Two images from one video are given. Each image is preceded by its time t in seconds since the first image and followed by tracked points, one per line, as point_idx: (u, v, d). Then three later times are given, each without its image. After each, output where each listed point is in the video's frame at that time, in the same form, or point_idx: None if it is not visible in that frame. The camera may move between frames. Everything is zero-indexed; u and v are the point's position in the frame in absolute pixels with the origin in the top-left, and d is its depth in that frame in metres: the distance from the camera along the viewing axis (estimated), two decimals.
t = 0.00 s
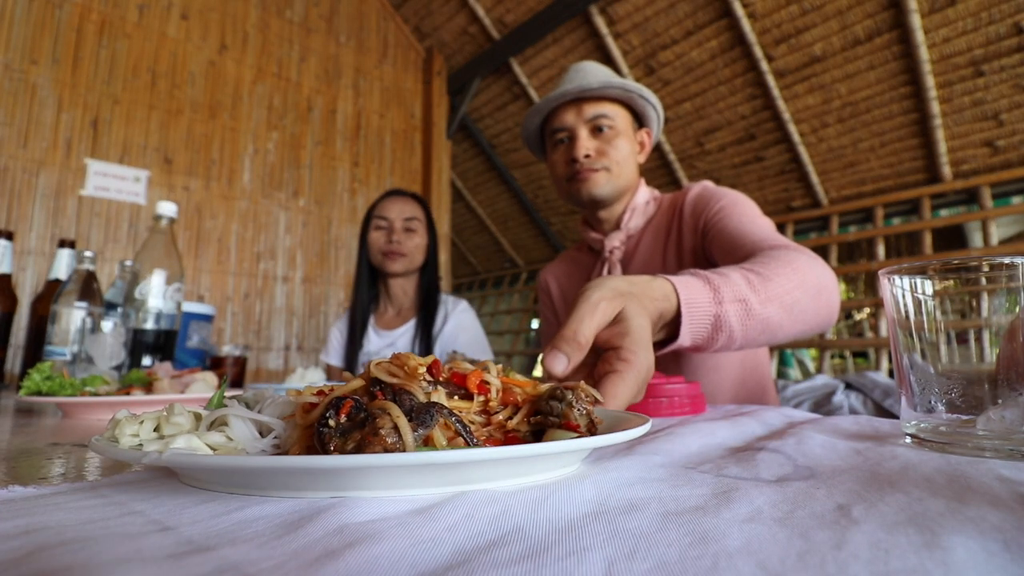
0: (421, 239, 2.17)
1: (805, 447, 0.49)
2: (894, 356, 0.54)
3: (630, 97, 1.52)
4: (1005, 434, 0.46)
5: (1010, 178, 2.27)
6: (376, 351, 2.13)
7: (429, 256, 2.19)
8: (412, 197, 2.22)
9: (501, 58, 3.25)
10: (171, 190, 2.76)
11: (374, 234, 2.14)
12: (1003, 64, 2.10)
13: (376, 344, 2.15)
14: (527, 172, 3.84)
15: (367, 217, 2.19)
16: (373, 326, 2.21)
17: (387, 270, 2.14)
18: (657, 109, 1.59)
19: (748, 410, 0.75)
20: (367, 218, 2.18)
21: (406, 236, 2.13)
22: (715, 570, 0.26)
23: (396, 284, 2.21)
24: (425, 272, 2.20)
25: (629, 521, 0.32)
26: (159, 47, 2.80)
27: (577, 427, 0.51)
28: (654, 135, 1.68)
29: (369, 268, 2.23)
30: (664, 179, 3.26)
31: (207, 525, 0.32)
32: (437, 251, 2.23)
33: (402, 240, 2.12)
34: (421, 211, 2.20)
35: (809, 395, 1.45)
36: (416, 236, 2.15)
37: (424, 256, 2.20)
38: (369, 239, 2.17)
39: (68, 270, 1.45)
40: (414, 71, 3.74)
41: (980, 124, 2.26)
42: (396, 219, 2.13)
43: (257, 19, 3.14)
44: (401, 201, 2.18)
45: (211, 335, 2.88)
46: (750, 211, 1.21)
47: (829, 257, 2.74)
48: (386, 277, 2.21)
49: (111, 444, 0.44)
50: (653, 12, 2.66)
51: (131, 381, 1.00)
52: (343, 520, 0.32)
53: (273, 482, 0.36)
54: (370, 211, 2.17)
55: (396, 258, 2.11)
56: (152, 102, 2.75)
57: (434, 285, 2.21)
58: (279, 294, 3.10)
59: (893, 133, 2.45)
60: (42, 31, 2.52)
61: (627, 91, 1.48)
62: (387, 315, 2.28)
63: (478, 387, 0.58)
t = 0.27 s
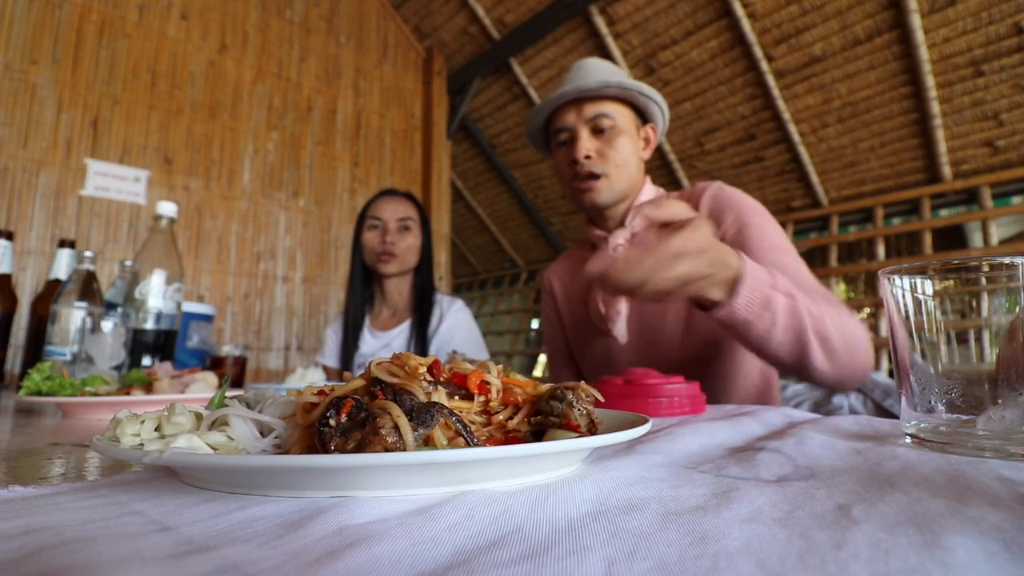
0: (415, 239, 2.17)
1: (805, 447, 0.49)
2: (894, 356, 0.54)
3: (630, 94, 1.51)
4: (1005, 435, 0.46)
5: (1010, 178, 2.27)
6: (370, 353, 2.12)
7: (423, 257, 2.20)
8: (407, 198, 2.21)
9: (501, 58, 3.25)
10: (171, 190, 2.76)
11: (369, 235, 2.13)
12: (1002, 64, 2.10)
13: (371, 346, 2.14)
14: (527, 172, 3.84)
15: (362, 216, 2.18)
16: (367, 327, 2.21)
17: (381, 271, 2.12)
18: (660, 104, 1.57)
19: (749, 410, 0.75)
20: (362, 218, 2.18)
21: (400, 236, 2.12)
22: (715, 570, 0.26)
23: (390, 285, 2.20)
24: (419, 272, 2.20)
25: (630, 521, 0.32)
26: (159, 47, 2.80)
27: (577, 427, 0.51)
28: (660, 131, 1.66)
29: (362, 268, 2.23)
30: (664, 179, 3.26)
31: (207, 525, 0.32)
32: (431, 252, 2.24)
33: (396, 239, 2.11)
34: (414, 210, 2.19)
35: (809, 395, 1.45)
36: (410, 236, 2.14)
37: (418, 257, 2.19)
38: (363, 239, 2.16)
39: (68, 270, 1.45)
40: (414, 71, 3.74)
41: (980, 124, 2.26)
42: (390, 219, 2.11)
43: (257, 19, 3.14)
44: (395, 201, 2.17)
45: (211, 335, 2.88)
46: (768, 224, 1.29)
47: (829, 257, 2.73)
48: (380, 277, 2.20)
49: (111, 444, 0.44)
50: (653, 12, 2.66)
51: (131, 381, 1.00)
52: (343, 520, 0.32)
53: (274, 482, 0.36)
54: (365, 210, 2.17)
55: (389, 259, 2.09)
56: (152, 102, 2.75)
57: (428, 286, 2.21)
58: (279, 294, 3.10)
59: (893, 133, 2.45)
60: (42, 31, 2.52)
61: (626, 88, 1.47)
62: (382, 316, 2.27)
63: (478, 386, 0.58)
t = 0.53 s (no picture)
0: (415, 239, 2.16)
1: (805, 447, 0.49)
2: (894, 356, 0.54)
3: (648, 89, 1.49)
4: (1005, 435, 0.46)
5: (1010, 178, 2.26)
6: (370, 354, 2.12)
7: (422, 257, 2.20)
8: (406, 199, 2.21)
9: (501, 58, 3.25)
10: (171, 190, 2.76)
11: (367, 235, 2.13)
12: (1003, 64, 2.10)
13: (371, 345, 2.15)
14: (527, 172, 3.84)
15: (360, 217, 2.18)
16: (367, 327, 2.21)
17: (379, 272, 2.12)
18: (680, 97, 1.55)
19: (749, 410, 0.75)
20: (361, 218, 2.18)
21: (398, 236, 2.12)
22: (715, 570, 0.26)
23: (389, 285, 2.20)
24: (419, 273, 2.21)
25: (629, 521, 0.32)
26: (159, 47, 2.80)
27: (577, 427, 0.51)
28: (680, 124, 1.65)
29: (362, 268, 2.23)
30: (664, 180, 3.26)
31: (206, 525, 0.32)
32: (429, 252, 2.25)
33: (396, 240, 2.10)
34: (412, 210, 2.19)
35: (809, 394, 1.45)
36: (408, 236, 2.14)
37: (416, 257, 2.19)
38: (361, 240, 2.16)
39: (68, 270, 1.45)
40: (414, 71, 3.74)
41: (980, 124, 2.26)
42: (389, 219, 2.11)
43: (257, 19, 3.14)
44: (393, 201, 2.17)
45: (211, 335, 2.88)
46: (789, 243, 1.32)
47: (829, 258, 2.73)
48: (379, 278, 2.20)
49: (112, 444, 0.44)
50: (653, 12, 2.66)
51: (131, 381, 1.00)
52: (343, 518, 0.33)
53: (276, 482, 0.36)
54: (364, 211, 2.17)
55: (389, 260, 2.09)
56: (152, 102, 2.75)
57: (426, 286, 2.21)
58: (279, 294, 3.10)
59: (893, 133, 2.45)
60: (42, 31, 2.52)
61: (643, 83, 1.45)
62: (381, 316, 2.28)
63: (478, 386, 0.58)
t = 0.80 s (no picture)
0: (415, 239, 2.17)
1: (804, 447, 0.49)
2: (894, 356, 0.54)
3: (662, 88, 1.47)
4: (1005, 435, 0.46)
5: (1010, 178, 2.26)
6: (371, 353, 2.14)
7: (423, 257, 2.20)
8: (408, 199, 2.20)
9: (501, 58, 3.25)
10: (171, 190, 2.76)
11: (367, 235, 2.13)
12: (1002, 64, 2.10)
13: (372, 344, 2.16)
14: (527, 172, 3.84)
15: (361, 217, 2.18)
16: (367, 326, 2.22)
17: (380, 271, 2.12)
18: (699, 95, 1.51)
19: (749, 410, 0.75)
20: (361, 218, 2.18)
21: (399, 236, 2.11)
22: (715, 570, 0.26)
23: (390, 285, 2.20)
24: (419, 273, 2.21)
25: (629, 521, 0.32)
26: (159, 47, 2.80)
27: (577, 427, 0.51)
28: (704, 119, 1.60)
29: (362, 268, 2.23)
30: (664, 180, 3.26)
31: (207, 525, 0.32)
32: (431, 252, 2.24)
33: (397, 239, 2.10)
34: (413, 210, 2.18)
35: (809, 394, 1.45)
36: (409, 236, 2.13)
37: (416, 257, 2.19)
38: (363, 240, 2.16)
39: (68, 270, 1.45)
40: (414, 71, 3.74)
41: (980, 124, 2.26)
42: (389, 219, 2.10)
43: (257, 19, 3.15)
44: (393, 201, 2.16)
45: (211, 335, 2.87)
46: (802, 245, 1.31)
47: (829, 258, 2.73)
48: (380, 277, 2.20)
49: (112, 444, 0.44)
50: (653, 12, 2.66)
51: (132, 381, 1.01)
52: (342, 518, 0.33)
53: (276, 482, 0.36)
54: (364, 211, 2.17)
55: (390, 259, 2.09)
56: (152, 102, 2.75)
57: (427, 285, 2.21)
58: (279, 294, 3.10)
59: (893, 133, 2.45)
60: (42, 32, 2.52)
61: (654, 82, 1.44)
62: (382, 315, 2.28)
63: (478, 386, 0.58)
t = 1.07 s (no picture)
0: (421, 238, 2.19)
1: (805, 447, 0.49)
2: (893, 355, 0.54)
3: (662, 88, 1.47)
4: (1004, 435, 0.46)
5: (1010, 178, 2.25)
6: (373, 349, 2.13)
7: (428, 256, 2.21)
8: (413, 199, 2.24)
9: (501, 58, 3.26)
10: (171, 190, 2.76)
11: (373, 234, 2.15)
12: (1002, 64, 2.10)
13: (374, 341, 2.15)
14: (527, 172, 3.84)
15: (367, 218, 2.21)
16: (371, 323, 2.21)
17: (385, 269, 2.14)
18: (702, 92, 1.49)
19: (749, 410, 0.75)
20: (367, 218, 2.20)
21: (404, 235, 2.14)
22: (714, 570, 0.26)
23: (394, 283, 2.22)
24: (423, 271, 2.21)
25: (629, 521, 0.32)
26: (160, 47, 2.80)
27: (577, 426, 0.51)
28: (711, 116, 1.57)
29: (368, 267, 2.25)
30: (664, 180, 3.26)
31: (207, 525, 0.32)
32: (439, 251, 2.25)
33: (402, 238, 2.13)
34: (419, 211, 2.22)
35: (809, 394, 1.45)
36: (414, 234, 2.16)
37: (421, 255, 2.20)
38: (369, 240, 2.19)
39: (69, 270, 1.45)
40: (414, 72, 3.74)
41: (980, 124, 2.26)
42: (395, 218, 2.13)
43: (257, 19, 3.15)
44: (399, 201, 2.19)
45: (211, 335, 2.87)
46: (812, 247, 1.30)
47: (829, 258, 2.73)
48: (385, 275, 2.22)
49: (112, 443, 0.44)
50: (653, 12, 2.66)
51: (132, 381, 1.00)
52: (342, 518, 0.33)
53: (277, 481, 0.36)
54: (370, 211, 2.20)
55: (395, 256, 2.12)
56: (153, 102, 2.75)
57: (431, 283, 2.22)
58: (279, 294, 3.09)
59: (893, 134, 2.45)
60: (43, 32, 2.53)
61: (652, 82, 1.44)
62: (385, 313, 2.27)
63: (478, 385, 0.58)
